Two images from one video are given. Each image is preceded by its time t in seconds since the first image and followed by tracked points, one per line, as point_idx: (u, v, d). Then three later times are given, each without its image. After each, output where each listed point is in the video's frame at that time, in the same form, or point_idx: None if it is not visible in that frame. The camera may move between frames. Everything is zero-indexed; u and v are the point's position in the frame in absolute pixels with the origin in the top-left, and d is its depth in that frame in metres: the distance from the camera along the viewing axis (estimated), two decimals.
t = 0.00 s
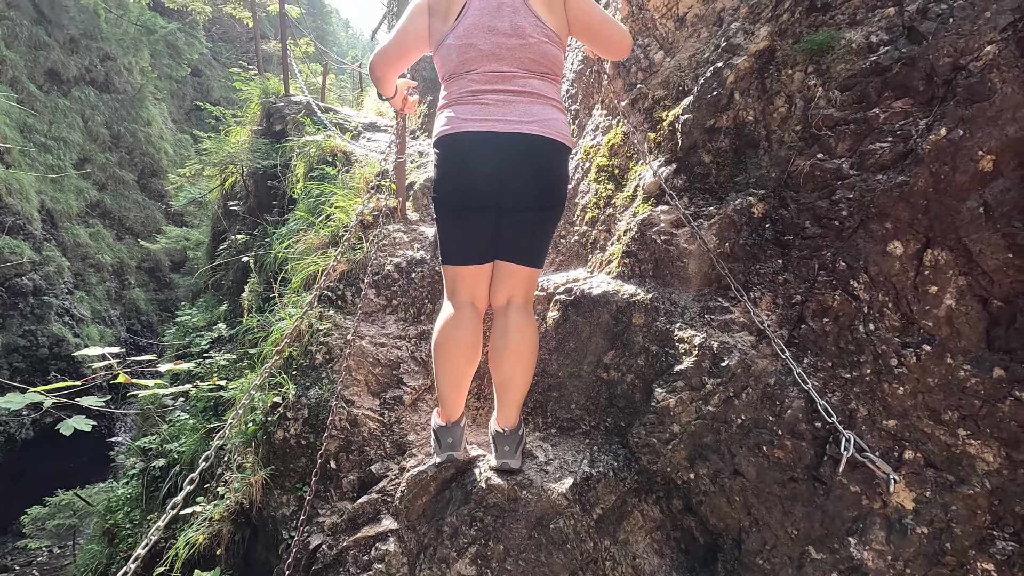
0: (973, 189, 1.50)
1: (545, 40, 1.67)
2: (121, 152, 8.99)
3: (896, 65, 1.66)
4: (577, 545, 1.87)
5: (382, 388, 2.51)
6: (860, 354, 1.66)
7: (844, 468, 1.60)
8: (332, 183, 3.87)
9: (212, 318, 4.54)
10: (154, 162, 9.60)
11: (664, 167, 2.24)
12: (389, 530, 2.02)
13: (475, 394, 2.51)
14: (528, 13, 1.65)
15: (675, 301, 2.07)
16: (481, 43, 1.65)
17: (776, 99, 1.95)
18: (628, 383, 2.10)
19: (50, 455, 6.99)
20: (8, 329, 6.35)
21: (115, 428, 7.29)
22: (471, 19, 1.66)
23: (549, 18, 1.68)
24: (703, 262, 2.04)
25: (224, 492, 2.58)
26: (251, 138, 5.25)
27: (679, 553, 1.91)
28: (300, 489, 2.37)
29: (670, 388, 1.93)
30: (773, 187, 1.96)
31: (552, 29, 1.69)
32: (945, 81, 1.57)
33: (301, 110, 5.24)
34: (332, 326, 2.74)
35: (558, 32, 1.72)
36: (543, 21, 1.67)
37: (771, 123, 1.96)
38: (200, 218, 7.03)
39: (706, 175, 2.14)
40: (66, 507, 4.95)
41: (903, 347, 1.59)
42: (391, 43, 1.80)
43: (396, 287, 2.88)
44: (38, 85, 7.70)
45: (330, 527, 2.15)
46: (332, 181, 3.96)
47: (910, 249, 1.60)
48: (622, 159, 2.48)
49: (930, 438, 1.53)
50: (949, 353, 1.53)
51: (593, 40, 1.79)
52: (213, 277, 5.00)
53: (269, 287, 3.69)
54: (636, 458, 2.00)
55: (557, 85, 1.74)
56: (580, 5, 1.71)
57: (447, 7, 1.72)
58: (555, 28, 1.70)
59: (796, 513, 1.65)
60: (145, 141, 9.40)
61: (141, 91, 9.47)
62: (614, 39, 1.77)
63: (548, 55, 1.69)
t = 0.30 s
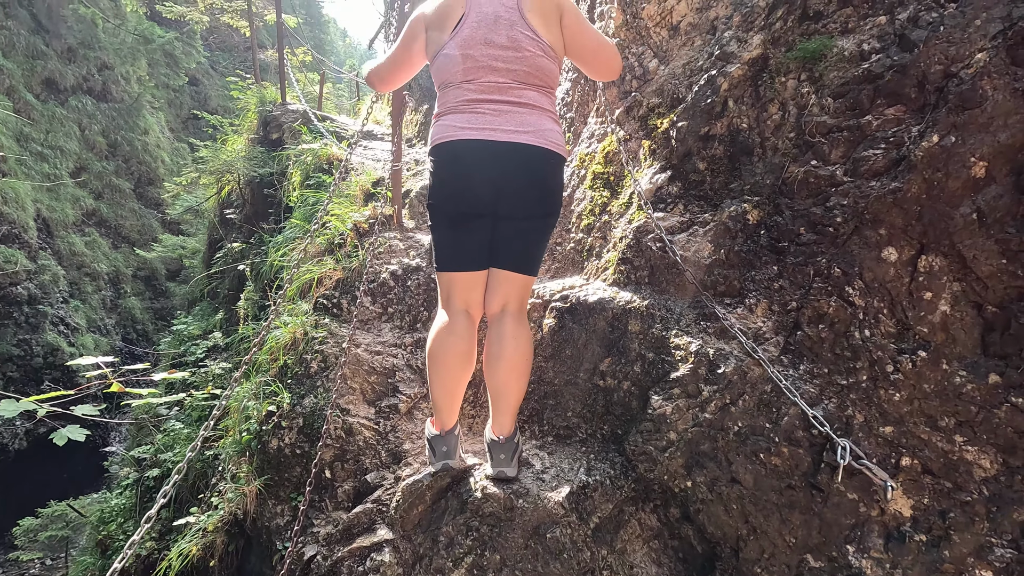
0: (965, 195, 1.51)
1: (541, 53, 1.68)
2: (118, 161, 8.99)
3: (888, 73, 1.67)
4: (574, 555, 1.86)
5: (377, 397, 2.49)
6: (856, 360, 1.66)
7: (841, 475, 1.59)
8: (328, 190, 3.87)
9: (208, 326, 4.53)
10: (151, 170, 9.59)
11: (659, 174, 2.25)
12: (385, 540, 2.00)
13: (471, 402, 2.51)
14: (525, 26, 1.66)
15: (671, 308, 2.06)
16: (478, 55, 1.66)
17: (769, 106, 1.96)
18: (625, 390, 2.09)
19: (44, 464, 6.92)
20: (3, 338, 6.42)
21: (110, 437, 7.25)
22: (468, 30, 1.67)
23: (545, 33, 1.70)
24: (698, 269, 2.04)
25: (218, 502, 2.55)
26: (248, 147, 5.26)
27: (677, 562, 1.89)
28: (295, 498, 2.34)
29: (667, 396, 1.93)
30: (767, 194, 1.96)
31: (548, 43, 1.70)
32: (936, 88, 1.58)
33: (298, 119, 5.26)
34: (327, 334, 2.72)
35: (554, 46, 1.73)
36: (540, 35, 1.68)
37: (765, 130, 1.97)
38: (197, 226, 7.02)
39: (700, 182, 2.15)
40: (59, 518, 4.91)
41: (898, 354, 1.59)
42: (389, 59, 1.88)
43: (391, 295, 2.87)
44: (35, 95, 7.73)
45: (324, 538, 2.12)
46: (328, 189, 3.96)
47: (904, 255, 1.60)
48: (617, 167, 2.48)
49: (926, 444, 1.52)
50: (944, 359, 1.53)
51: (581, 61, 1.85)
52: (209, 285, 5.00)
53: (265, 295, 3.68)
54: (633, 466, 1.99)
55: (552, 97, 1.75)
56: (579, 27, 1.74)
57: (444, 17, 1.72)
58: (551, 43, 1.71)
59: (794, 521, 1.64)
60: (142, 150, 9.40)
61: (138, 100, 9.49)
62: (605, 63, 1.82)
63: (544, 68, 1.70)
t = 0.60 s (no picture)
0: (962, 205, 1.52)
1: (546, 65, 1.72)
2: (115, 172, 8.98)
3: (884, 85, 1.69)
4: (576, 567, 1.84)
5: (377, 408, 2.48)
6: (857, 370, 1.66)
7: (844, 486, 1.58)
8: (327, 201, 3.87)
9: (205, 337, 4.51)
10: (148, 181, 9.57)
11: (659, 185, 2.26)
12: (387, 553, 1.98)
13: (472, 413, 2.50)
14: (529, 39, 1.69)
15: (672, 318, 2.07)
16: (484, 67, 1.67)
17: (767, 118, 1.98)
18: (626, 401, 2.08)
19: (40, 478, 6.96)
20: None
21: (105, 450, 7.20)
22: (473, 43, 1.68)
23: (548, 45, 1.75)
24: (698, 279, 2.05)
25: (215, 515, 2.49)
26: (246, 158, 5.27)
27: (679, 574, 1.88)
28: (294, 511, 2.32)
29: (668, 406, 1.92)
30: (766, 205, 1.97)
31: (551, 55, 1.74)
32: (932, 100, 1.59)
33: (296, 130, 5.27)
34: (327, 345, 2.71)
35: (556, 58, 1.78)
36: (543, 48, 1.72)
37: (763, 142, 1.99)
38: (195, 237, 7.01)
39: (699, 193, 2.16)
40: (53, 533, 4.86)
41: (898, 363, 1.59)
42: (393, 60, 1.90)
43: (391, 305, 2.87)
44: (32, 106, 7.73)
45: (324, 551, 2.10)
46: (327, 200, 3.96)
47: (903, 265, 1.61)
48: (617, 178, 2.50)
49: (928, 454, 1.52)
50: (945, 369, 1.53)
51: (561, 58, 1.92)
52: (207, 296, 4.98)
53: (264, 306, 3.67)
54: (634, 477, 1.99)
55: (557, 108, 1.78)
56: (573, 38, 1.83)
57: (448, 31, 1.73)
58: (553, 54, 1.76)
59: (797, 532, 1.63)
60: (140, 160, 9.39)
61: (136, 111, 9.50)
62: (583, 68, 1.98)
63: (549, 80, 1.74)
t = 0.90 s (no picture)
0: (958, 218, 1.54)
1: (556, 81, 1.77)
2: (112, 183, 8.96)
3: (878, 100, 1.72)
4: None
5: (377, 421, 2.47)
6: (856, 381, 1.67)
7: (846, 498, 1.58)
8: (325, 213, 3.88)
9: (202, 348, 4.50)
10: (145, 192, 9.56)
11: (657, 198, 2.27)
12: (387, 567, 1.97)
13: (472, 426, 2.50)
14: (543, 54, 1.74)
15: (672, 330, 2.08)
16: (500, 78, 1.69)
17: (764, 131, 2.00)
18: (627, 413, 2.08)
19: (35, 491, 7.00)
20: None
21: (100, 463, 7.20)
22: (489, 53, 1.69)
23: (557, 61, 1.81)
24: (698, 291, 2.06)
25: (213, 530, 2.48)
26: (244, 170, 5.27)
27: None
28: (294, 526, 2.30)
29: (669, 418, 1.92)
30: (764, 217, 1.99)
31: (561, 72, 1.80)
32: (926, 114, 1.62)
33: (295, 142, 5.28)
34: (326, 358, 2.70)
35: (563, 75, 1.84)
36: (554, 63, 1.77)
37: (760, 155, 2.01)
38: (193, 248, 7.00)
39: (697, 205, 2.18)
40: (45, 549, 4.81)
41: (898, 374, 1.60)
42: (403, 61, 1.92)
43: (390, 318, 2.86)
44: (29, 118, 7.74)
45: (324, 566, 2.09)
46: (325, 212, 3.97)
47: (901, 277, 1.63)
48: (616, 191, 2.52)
49: (929, 466, 1.53)
50: (944, 380, 1.54)
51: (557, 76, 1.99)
52: (204, 307, 4.98)
53: (262, 317, 3.66)
54: (636, 490, 1.98)
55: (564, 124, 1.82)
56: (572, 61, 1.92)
57: (460, 39, 1.72)
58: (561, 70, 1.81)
59: (800, 544, 1.63)
60: (137, 171, 9.38)
61: (133, 123, 9.50)
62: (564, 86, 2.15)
63: (559, 95, 1.78)
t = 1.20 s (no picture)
0: (953, 236, 1.56)
1: (544, 94, 1.76)
2: (109, 194, 8.95)
3: (873, 120, 1.74)
4: None
5: (377, 437, 2.46)
6: (855, 398, 1.68)
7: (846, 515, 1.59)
8: (324, 226, 3.89)
9: (200, 360, 4.49)
10: (142, 202, 9.56)
11: (655, 214, 2.29)
12: None
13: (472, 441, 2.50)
14: (529, 68, 1.75)
15: (671, 345, 2.09)
16: (484, 92, 1.70)
17: (761, 149, 2.02)
18: (626, 428, 2.09)
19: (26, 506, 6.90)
20: None
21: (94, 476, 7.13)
22: (473, 68, 1.71)
23: (546, 75, 1.81)
24: (696, 307, 2.08)
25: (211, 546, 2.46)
26: (243, 182, 5.29)
27: None
28: (293, 543, 2.29)
29: (669, 434, 1.93)
30: (761, 234, 2.01)
31: (549, 85, 1.80)
32: (920, 134, 1.64)
33: (293, 154, 5.30)
34: (326, 373, 2.70)
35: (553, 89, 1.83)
36: (541, 77, 1.78)
37: (757, 172, 2.03)
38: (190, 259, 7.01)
39: (695, 222, 2.20)
40: (38, 564, 4.75)
41: (896, 392, 1.61)
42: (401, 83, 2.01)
43: (390, 332, 2.87)
44: (26, 128, 7.75)
45: None
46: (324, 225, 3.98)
47: (897, 294, 1.64)
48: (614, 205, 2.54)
49: (928, 482, 1.53)
50: (941, 397, 1.55)
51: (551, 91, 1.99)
52: (201, 319, 4.97)
53: (261, 331, 3.66)
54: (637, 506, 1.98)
55: (553, 136, 1.81)
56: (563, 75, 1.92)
57: (447, 57, 1.76)
58: (550, 84, 1.81)
59: (801, 561, 1.63)
60: (134, 182, 9.38)
61: (130, 134, 9.51)
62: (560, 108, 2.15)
63: (547, 108, 1.78)
